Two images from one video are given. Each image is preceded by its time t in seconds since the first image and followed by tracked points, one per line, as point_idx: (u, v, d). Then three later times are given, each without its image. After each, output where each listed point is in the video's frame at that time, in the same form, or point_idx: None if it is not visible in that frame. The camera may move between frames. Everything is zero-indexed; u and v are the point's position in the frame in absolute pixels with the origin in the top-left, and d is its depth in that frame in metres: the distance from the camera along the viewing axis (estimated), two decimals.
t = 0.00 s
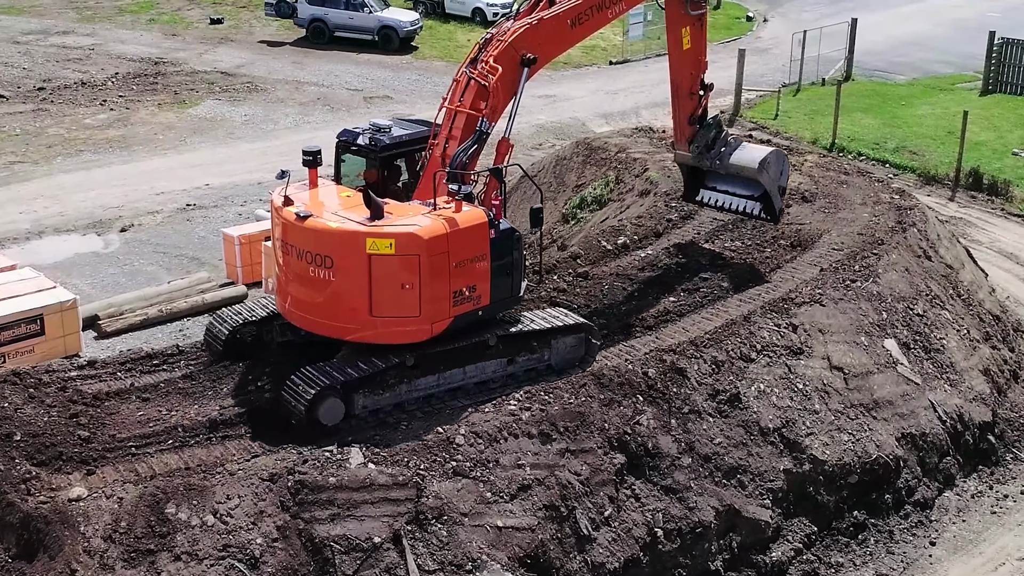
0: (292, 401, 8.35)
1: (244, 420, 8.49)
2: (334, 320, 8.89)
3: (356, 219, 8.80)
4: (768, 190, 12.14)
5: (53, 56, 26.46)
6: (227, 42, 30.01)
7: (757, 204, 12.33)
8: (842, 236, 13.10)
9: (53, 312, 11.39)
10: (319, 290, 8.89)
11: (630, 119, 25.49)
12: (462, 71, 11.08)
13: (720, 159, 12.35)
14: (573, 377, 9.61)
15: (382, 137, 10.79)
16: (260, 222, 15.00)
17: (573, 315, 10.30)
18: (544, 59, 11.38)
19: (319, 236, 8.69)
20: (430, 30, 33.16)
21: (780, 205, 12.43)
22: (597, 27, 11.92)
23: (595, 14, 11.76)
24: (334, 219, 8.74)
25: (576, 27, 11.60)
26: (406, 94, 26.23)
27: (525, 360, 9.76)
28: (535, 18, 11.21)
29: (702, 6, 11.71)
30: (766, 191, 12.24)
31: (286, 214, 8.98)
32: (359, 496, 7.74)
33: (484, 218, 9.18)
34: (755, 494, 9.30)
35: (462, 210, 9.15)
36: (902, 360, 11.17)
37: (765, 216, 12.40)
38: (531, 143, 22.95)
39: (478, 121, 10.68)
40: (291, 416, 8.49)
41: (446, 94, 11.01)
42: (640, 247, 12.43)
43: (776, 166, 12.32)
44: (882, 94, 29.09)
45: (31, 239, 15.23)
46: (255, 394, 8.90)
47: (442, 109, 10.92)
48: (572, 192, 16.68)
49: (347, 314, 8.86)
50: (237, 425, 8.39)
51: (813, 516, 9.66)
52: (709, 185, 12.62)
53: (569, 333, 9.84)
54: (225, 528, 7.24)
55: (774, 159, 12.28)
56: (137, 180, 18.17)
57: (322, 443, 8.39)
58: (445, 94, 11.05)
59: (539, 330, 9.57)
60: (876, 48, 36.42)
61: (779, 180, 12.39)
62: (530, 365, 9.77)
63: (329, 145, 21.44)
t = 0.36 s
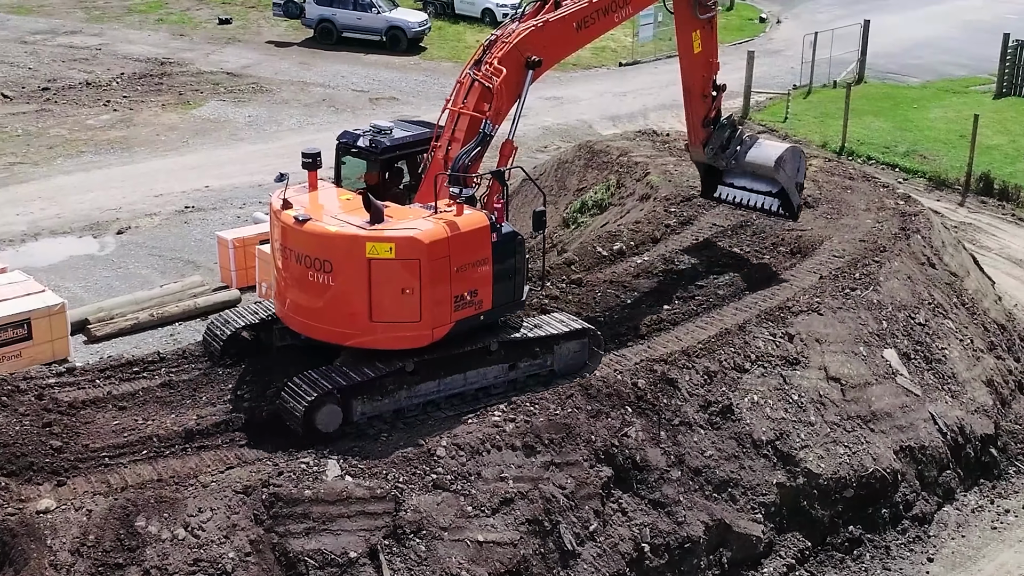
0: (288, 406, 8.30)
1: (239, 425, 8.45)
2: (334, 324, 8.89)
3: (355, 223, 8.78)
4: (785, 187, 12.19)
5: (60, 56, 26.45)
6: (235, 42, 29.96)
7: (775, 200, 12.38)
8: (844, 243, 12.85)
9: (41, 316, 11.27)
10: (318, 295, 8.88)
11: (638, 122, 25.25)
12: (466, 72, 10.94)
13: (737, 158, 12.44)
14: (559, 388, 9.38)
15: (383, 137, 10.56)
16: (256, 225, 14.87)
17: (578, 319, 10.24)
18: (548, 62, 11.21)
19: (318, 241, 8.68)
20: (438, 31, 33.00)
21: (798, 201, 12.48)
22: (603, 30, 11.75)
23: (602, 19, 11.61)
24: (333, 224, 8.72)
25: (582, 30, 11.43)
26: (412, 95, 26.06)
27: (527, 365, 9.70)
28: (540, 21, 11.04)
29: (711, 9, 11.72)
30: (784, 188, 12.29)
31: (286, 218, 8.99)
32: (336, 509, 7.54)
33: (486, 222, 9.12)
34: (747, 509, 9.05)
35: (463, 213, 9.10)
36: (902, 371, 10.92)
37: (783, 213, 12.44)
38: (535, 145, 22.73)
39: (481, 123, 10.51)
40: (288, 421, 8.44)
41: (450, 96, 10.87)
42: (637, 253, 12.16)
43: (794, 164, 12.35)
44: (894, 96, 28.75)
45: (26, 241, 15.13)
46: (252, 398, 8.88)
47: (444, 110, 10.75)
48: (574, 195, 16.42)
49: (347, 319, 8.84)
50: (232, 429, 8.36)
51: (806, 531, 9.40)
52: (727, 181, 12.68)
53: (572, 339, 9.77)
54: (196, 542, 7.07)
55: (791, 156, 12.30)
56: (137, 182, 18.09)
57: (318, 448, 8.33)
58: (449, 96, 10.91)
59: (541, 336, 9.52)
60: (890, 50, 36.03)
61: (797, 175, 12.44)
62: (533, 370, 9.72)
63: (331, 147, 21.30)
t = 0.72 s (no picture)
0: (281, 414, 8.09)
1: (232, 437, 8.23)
2: (326, 331, 8.88)
3: (349, 229, 8.77)
4: (804, 198, 12.35)
5: (61, 57, 26.39)
6: (238, 43, 29.86)
7: (794, 209, 12.57)
8: (842, 250, 12.62)
9: (24, 322, 11.12)
10: (311, 301, 8.87)
11: (641, 125, 25.03)
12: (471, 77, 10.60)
13: (754, 171, 12.65)
14: (543, 400, 9.16)
15: (378, 141, 10.57)
16: (247, 229, 14.72)
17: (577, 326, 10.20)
18: (555, 73, 10.82)
19: (312, 247, 8.67)
20: (443, 32, 32.83)
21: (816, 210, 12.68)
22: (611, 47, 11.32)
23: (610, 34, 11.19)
24: (327, 229, 8.71)
25: (590, 44, 11.01)
26: (414, 97, 25.89)
27: (525, 373, 9.68)
28: (548, 31, 10.66)
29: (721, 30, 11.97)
30: (802, 199, 12.51)
31: (279, 223, 8.95)
32: (308, 525, 7.35)
33: (481, 228, 9.13)
34: (735, 525, 8.77)
35: (458, 219, 9.11)
36: (898, 383, 10.68)
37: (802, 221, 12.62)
38: (537, 147, 22.51)
39: (483, 128, 10.11)
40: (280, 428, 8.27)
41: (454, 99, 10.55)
42: (629, 261, 11.93)
43: (812, 174, 12.47)
44: (902, 99, 28.46)
45: (17, 244, 15.01)
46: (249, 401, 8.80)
47: (448, 114, 10.44)
48: (571, 200, 16.18)
49: (340, 325, 8.84)
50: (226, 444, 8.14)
51: (797, 547, 9.09)
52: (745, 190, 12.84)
53: (570, 345, 9.72)
54: (162, 559, 6.90)
55: (809, 166, 12.47)
56: (132, 184, 17.98)
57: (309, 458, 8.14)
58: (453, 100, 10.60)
59: (538, 344, 9.47)
60: (899, 53, 35.71)
61: (815, 185, 12.57)
62: (530, 378, 9.69)
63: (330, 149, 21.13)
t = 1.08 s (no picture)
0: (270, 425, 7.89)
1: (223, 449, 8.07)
2: (314, 339, 8.73)
3: (339, 235, 8.63)
4: (823, 214, 11.98)
5: (60, 58, 26.28)
6: (238, 44, 29.72)
7: (812, 224, 12.22)
8: (837, 259, 12.39)
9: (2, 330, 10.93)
10: (300, 308, 8.72)
11: (643, 128, 24.77)
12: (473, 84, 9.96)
13: (773, 188, 12.25)
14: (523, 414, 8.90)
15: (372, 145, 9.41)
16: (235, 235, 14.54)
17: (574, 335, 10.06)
18: (558, 87, 10.17)
19: (300, 253, 8.53)
20: (445, 33, 32.62)
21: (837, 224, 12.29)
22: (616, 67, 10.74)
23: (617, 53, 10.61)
24: (316, 235, 8.57)
25: (596, 61, 10.41)
26: (414, 99, 25.68)
27: (519, 383, 9.56)
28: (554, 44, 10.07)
29: (733, 53, 11.69)
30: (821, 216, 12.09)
31: (268, 228, 8.82)
32: (274, 544, 7.13)
33: (473, 236, 8.96)
34: (719, 543, 8.47)
35: (451, 226, 8.94)
36: (891, 396, 10.41)
37: (820, 236, 12.27)
38: (536, 151, 22.26)
39: (484, 136, 9.43)
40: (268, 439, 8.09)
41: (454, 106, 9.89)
42: (618, 269, 11.70)
43: (831, 189, 12.08)
44: (908, 102, 28.14)
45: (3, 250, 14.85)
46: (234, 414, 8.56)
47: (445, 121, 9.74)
48: (565, 206, 15.92)
49: (328, 333, 8.69)
50: (216, 457, 8.00)
51: (784, 566, 8.75)
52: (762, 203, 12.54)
53: (566, 355, 9.56)
54: None
55: (829, 182, 12.04)
56: (124, 187, 17.83)
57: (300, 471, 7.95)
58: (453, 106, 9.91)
59: (532, 354, 9.34)
60: (907, 55, 35.36)
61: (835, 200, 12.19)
62: (524, 388, 9.56)
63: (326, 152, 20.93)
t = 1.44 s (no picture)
0: (250, 438, 7.64)
1: (199, 460, 7.87)
2: (291, 348, 8.27)
3: (318, 241, 8.18)
4: (836, 230, 11.58)
5: (57, 59, 26.16)
6: (237, 45, 29.56)
7: (827, 241, 11.81)
8: (830, 267, 12.17)
9: None
10: (276, 316, 8.26)
11: (642, 131, 24.51)
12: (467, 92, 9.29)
13: (788, 206, 11.93)
14: (498, 427, 8.63)
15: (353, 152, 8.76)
16: (221, 240, 14.37)
17: (559, 346, 9.54)
18: (552, 102, 9.50)
19: (277, 260, 8.08)
20: (446, 35, 32.41)
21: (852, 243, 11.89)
22: (614, 85, 10.15)
23: (616, 71, 10.01)
24: (293, 241, 8.12)
25: (595, 78, 9.80)
26: (411, 101, 25.48)
27: (505, 395, 8.95)
28: (553, 56, 9.40)
29: (738, 76, 11.23)
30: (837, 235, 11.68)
31: (246, 233, 8.36)
32: (235, 564, 6.89)
33: (458, 244, 8.45)
34: (700, 562, 8.13)
35: (435, 232, 8.44)
36: (881, 410, 10.17)
37: (835, 255, 11.82)
38: (533, 154, 22.04)
39: (474, 145, 8.81)
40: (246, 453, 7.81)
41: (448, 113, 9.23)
42: (604, 277, 11.50)
43: (846, 208, 11.70)
44: (912, 105, 27.81)
45: None
46: (210, 426, 8.26)
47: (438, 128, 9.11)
48: (557, 211, 15.68)
49: (305, 343, 8.23)
50: (177, 473, 7.73)
51: None
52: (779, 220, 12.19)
53: (552, 365, 9.01)
54: None
55: (843, 200, 11.69)
56: (113, 191, 17.69)
57: (280, 486, 7.70)
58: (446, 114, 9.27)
59: (521, 363, 8.77)
60: (912, 58, 35.03)
61: (851, 219, 11.80)
62: (511, 401, 8.97)
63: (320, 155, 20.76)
